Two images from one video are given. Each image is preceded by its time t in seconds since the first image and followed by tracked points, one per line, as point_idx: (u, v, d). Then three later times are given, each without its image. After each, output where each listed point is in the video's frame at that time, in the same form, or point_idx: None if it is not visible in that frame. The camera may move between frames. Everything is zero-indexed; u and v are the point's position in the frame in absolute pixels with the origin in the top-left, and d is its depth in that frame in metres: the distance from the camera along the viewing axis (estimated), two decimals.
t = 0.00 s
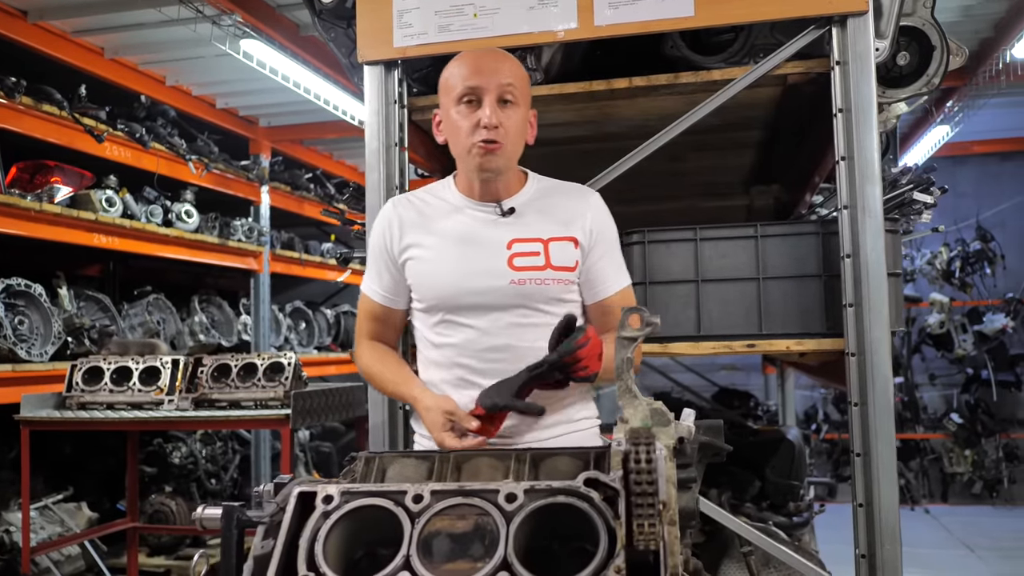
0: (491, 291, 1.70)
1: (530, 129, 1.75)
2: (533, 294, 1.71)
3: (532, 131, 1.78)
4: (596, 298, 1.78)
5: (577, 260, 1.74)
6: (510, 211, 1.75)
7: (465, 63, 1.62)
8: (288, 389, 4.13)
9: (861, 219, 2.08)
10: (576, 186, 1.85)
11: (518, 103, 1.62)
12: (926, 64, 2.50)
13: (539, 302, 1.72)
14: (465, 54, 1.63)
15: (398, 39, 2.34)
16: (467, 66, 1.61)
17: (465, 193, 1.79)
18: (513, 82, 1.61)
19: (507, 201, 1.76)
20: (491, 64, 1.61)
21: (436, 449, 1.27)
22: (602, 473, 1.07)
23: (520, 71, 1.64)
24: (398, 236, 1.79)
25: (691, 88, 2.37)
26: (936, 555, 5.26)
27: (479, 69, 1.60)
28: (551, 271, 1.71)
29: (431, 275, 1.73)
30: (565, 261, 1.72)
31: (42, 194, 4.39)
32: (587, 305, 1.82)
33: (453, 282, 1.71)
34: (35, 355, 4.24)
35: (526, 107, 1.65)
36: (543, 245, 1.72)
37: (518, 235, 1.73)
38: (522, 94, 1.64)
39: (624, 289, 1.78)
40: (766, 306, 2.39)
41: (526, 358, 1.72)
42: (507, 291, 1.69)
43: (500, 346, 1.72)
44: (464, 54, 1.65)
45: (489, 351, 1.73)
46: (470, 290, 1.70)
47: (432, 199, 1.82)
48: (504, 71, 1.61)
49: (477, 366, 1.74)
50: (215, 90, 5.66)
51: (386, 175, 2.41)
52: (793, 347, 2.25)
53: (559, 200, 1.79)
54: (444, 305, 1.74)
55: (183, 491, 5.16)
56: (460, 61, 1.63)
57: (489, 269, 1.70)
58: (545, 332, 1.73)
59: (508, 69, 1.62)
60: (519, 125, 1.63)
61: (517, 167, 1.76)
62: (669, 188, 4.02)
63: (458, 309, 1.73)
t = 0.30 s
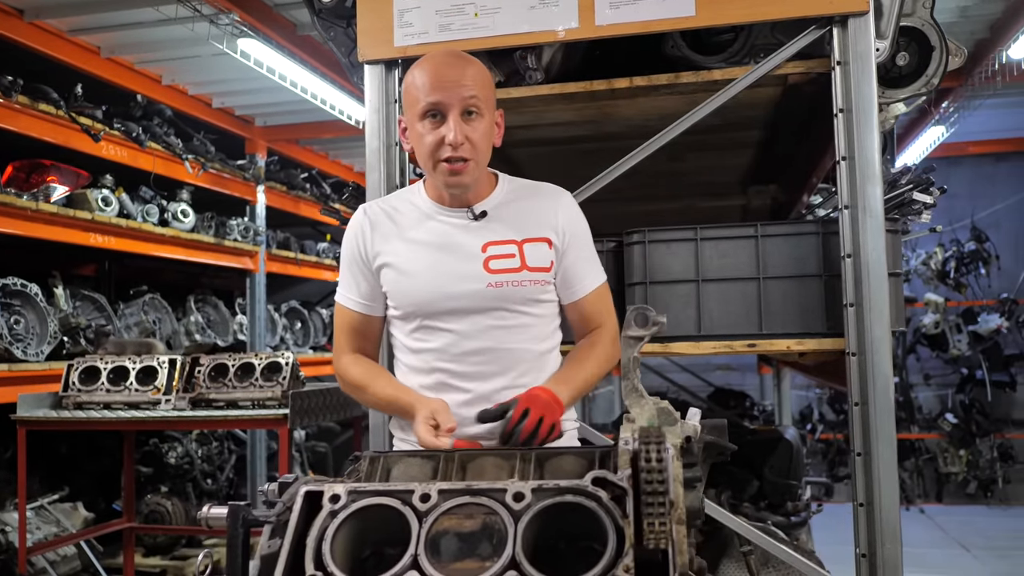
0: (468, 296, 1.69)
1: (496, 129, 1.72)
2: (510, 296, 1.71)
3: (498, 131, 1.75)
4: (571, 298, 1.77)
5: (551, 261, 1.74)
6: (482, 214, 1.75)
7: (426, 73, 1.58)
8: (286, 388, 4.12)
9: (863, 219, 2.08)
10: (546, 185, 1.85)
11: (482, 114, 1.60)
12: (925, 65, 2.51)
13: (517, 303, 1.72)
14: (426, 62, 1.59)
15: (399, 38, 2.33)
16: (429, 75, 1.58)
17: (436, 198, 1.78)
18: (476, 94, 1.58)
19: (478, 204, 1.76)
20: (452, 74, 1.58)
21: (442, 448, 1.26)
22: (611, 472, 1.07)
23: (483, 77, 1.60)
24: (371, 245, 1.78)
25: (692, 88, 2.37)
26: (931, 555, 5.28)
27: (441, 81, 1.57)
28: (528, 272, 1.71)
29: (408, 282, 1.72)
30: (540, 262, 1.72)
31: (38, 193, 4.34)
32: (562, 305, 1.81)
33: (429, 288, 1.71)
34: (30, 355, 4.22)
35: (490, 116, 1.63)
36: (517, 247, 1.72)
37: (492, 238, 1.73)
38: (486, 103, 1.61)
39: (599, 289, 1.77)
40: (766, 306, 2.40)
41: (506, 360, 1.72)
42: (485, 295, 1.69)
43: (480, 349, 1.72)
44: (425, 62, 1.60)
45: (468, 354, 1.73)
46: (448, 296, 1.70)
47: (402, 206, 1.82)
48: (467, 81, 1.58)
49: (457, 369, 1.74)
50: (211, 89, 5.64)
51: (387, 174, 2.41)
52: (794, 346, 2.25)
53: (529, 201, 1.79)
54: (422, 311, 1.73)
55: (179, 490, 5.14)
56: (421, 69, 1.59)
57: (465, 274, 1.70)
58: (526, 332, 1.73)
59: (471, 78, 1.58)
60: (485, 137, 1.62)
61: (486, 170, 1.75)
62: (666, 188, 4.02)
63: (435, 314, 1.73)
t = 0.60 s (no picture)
0: (458, 297, 1.69)
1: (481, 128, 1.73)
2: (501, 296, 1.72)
3: (483, 129, 1.76)
4: (559, 292, 1.76)
5: (539, 256, 1.74)
6: (470, 214, 1.75)
7: (410, 72, 1.58)
8: (284, 388, 4.11)
9: (863, 217, 2.08)
10: (532, 181, 1.85)
11: (468, 112, 1.60)
12: (925, 63, 2.51)
13: (508, 303, 1.72)
14: (410, 61, 1.58)
15: (398, 36, 2.31)
16: (413, 74, 1.57)
17: (422, 199, 1.78)
18: (460, 91, 1.58)
19: (466, 204, 1.76)
20: (437, 71, 1.57)
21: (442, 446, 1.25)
22: (613, 469, 1.07)
23: (467, 75, 1.61)
24: (358, 247, 1.78)
25: (692, 87, 2.37)
26: (930, 554, 5.28)
27: (426, 78, 1.57)
28: (517, 270, 1.71)
29: (398, 284, 1.71)
30: (530, 259, 1.73)
31: (36, 192, 4.32)
32: (550, 301, 1.80)
33: (420, 290, 1.70)
34: (29, 354, 4.21)
35: (475, 113, 1.63)
36: (507, 246, 1.73)
37: (481, 238, 1.73)
38: (470, 100, 1.61)
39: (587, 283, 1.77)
40: (766, 305, 2.40)
41: (500, 361, 1.73)
42: (476, 295, 1.70)
43: (473, 352, 1.73)
44: (410, 61, 1.60)
45: (462, 356, 1.73)
46: (439, 297, 1.70)
47: (389, 206, 1.81)
48: (452, 78, 1.58)
49: (451, 372, 1.74)
50: (209, 89, 5.63)
51: (386, 173, 2.40)
52: (794, 345, 2.26)
53: (516, 198, 1.79)
54: (413, 313, 1.73)
55: (177, 490, 5.12)
56: (406, 68, 1.59)
57: (455, 275, 1.70)
58: (519, 331, 1.74)
59: (455, 76, 1.58)
60: (470, 134, 1.62)
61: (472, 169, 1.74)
62: (665, 187, 4.02)
63: (426, 316, 1.72)
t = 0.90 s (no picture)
0: (457, 297, 1.70)
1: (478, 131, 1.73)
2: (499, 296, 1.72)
3: (481, 132, 1.76)
4: (557, 291, 1.76)
5: (538, 256, 1.75)
6: (468, 215, 1.75)
7: (407, 74, 1.58)
8: (285, 387, 4.11)
9: (864, 216, 2.08)
10: (528, 181, 1.86)
11: (464, 114, 1.60)
12: (927, 62, 2.51)
13: (507, 302, 1.72)
14: (407, 64, 1.59)
15: (399, 36, 2.31)
16: (411, 76, 1.57)
17: (420, 200, 1.78)
18: (457, 94, 1.58)
19: (464, 205, 1.76)
20: (434, 74, 1.58)
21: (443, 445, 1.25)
22: (614, 469, 1.07)
23: (463, 78, 1.61)
24: (357, 247, 1.76)
25: (693, 86, 2.36)
26: (931, 554, 5.28)
27: (422, 81, 1.57)
28: (516, 270, 1.72)
29: (398, 284, 1.71)
30: (528, 259, 1.73)
31: (38, 192, 4.32)
32: (549, 300, 1.80)
33: (419, 290, 1.70)
34: (31, 354, 4.21)
35: (472, 116, 1.63)
36: (505, 246, 1.73)
37: (479, 238, 1.73)
38: (467, 103, 1.61)
39: (585, 281, 1.77)
40: (768, 304, 2.40)
41: (500, 361, 1.73)
42: (476, 295, 1.70)
43: (474, 351, 1.73)
44: (407, 63, 1.60)
45: (462, 356, 1.73)
46: (439, 297, 1.70)
47: (386, 207, 1.81)
48: (449, 81, 1.58)
49: (451, 372, 1.74)
50: (210, 89, 5.64)
51: (387, 173, 2.40)
52: (796, 344, 2.26)
53: (513, 198, 1.80)
54: (413, 313, 1.72)
55: (179, 490, 5.13)
56: (403, 71, 1.59)
57: (454, 275, 1.70)
58: (519, 330, 1.74)
59: (452, 78, 1.58)
60: (467, 136, 1.61)
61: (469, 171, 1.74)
62: (665, 187, 4.02)
63: (425, 316, 1.72)
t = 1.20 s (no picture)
0: (459, 296, 1.69)
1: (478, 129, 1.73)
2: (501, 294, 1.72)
3: (480, 131, 1.76)
4: (557, 288, 1.75)
5: (538, 253, 1.74)
6: (469, 214, 1.75)
7: (408, 72, 1.58)
8: (288, 387, 4.11)
9: (868, 214, 2.08)
10: (529, 177, 1.85)
11: (466, 111, 1.60)
12: (931, 60, 2.50)
13: (510, 300, 1.72)
14: (408, 62, 1.59)
15: (401, 35, 2.31)
16: (411, 74, 1.57)
17: (421, 199, 1.78)
18: (459, 91, 1.58)
19: (465, 204, 1.76)
20: (435, 73, 1.57)
21: (445, 444, 1.24)
22: (616, 468, 1.07)
23: (465, 76, 1.61)
24: (358, 248, 1.77)
25: (696, 84, 2.35)
26: (936, 554, 5.26)
27: (423, 79, 1.57)
28: (517, 268, 1.71)
29: (400, 285, 1.71)
30: (529, 256, 1.73)
31: (41, 192, 4.34)
32: (549, 297, 1.80)
33: (420, 290, 1.70)
34: (34, 353, 4.21)
35: (473, 114, 1.62)
36: (506, 244, 1.73)
37: (480, 237, 1.73)
38: (468, 101, 1.61)
39: (584, 277, 1.76)
40: (771, 303, 2.39)
41: (504, 359, 1.73)
42: (478, 294, 1.70)
43: (477, 349, 1.72)
44: (407, 62, 1.60)
45: (465, 354, 1.73)
46: (440, 297, 1.70)
47: (387, 207, 1.81)
48: (449, 79, 1.58)
49: (454, 371, 1.74)
50: (213, 88, 5.64)
51: (389, 172, 2.39)
52: (799, 344, 2.27)
53: (514, 196, 1.79)
54: (416, 313, 1.72)
55: (182, 489, 5.13)
56: (405, 68, 1.59)
57: (456, 275, 1.70)
58: (522, 328, 1.74)
59: (453, 76, 1.58)
60: (468, 134, 1.61)
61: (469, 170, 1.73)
62: (668, 186, 4.01)
63: (427, 315, 1.72)
